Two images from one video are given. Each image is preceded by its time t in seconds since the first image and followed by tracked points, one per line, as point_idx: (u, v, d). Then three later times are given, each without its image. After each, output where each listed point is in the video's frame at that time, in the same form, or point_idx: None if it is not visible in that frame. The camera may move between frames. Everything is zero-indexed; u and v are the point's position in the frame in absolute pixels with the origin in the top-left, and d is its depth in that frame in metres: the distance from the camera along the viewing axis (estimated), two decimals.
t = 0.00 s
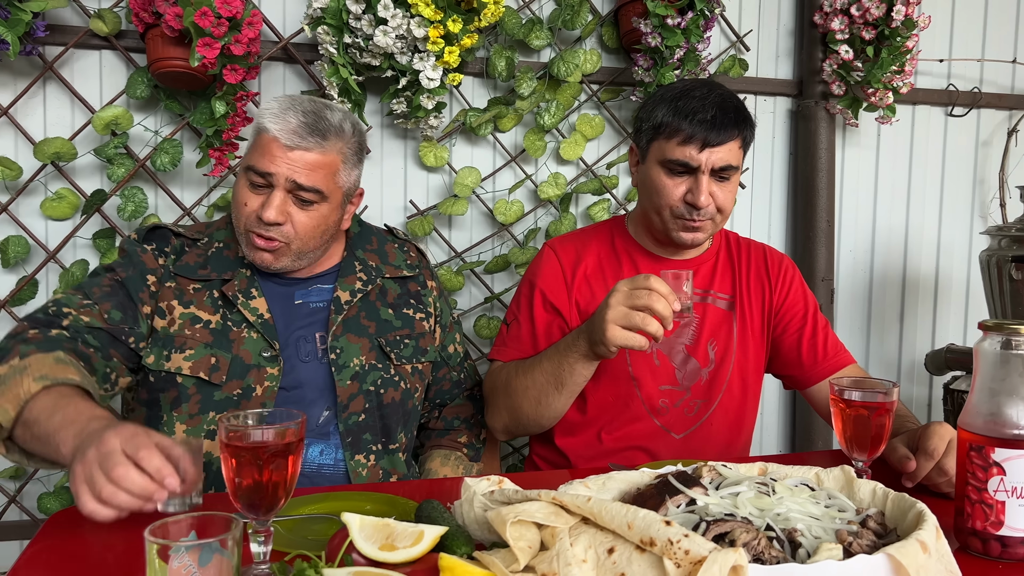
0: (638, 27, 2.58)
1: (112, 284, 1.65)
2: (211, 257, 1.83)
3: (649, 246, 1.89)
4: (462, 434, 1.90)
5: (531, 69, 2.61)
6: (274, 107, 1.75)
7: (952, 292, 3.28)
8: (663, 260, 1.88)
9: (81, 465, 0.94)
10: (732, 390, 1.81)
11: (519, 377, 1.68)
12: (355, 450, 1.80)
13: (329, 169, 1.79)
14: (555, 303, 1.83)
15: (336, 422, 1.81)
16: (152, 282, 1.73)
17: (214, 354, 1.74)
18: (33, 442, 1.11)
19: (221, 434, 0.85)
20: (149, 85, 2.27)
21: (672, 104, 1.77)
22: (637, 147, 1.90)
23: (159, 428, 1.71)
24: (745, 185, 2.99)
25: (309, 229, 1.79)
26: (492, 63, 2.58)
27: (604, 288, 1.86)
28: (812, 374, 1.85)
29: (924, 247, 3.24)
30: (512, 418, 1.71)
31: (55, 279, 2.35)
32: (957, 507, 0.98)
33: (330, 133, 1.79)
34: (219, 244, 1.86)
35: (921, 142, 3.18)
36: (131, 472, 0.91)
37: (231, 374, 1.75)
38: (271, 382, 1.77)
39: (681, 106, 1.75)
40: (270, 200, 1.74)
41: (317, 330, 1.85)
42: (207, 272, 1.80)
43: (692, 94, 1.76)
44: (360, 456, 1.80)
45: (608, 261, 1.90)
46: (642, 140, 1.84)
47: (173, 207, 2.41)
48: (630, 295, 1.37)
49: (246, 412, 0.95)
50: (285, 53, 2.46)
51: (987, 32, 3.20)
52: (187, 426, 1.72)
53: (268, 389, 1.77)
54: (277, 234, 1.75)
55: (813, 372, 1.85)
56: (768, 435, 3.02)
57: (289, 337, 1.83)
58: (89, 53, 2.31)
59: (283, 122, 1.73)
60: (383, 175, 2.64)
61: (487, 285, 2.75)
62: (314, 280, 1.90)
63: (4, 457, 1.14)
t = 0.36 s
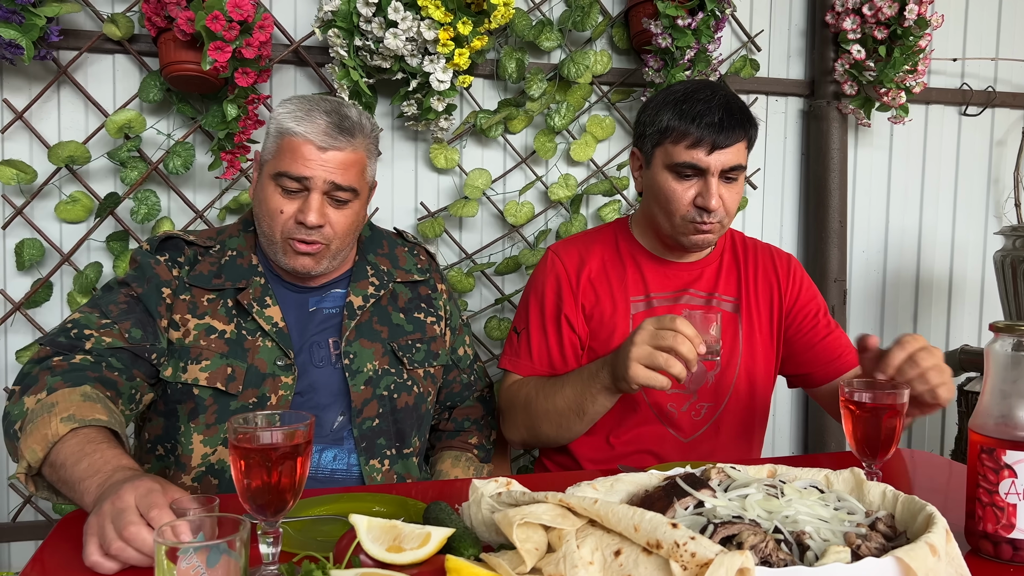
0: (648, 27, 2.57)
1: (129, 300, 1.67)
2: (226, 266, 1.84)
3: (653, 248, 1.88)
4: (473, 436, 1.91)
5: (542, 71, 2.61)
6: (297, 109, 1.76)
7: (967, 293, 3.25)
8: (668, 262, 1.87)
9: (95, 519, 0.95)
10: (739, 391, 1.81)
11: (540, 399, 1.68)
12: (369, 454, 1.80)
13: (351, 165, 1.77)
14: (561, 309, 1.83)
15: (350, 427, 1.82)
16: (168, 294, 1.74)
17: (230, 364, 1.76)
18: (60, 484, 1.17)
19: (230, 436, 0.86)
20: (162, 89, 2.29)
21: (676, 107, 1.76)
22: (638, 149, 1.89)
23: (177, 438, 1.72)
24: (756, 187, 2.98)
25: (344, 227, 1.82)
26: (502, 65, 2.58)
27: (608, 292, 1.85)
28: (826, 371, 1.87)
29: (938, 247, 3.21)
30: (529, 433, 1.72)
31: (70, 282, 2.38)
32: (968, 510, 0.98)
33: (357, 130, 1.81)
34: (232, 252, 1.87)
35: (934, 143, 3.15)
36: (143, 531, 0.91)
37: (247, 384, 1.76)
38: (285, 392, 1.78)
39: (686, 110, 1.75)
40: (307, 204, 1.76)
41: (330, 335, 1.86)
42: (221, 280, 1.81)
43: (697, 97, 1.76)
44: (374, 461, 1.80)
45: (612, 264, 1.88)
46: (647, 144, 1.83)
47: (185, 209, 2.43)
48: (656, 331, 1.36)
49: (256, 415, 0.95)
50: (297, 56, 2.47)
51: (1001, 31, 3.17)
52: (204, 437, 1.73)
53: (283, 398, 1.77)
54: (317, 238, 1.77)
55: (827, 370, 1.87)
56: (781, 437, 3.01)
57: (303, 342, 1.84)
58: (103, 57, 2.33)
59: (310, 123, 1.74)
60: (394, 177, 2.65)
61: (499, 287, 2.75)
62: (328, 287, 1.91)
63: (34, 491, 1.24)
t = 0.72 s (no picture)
0: (649, 27, 2.57)
1: (122, 309, 1.69)
2: (226, 266, 1.85)
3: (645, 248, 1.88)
4: (475, 437, 1.90)
5: (543, 71, 2.61)
6: (299, 112, 1.77)
7: (972, 292, 3.24)
8: (661, 262, 1.87)
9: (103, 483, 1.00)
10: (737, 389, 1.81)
11: (562, 412, 1.69)
12: (369, 453, 1.81)
13: (358, 164, 1.79)
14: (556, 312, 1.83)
15: (351, 426, 1.82)
16: (165, 296, 1.75)
17: (229, 362, 1.76)
18: (63, 474, 1.18)
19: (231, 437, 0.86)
20: (165, 92, 2.30)
21: (664, 109, 1.77)
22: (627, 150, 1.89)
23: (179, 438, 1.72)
24: (758, 187, 2.98)
25: (354, 225, 1.83)
26: (504, 66, 2.58)
27: (604, 293, 1.86)
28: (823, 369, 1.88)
29: (942, 246, 3.20)
30: (544, 444, 1.72)
31: (74, 284, 2.39)
32: (969, 508, 0.98)
33: (360, 129, 1.81)
34: (233, 253, 1.88)
35: (938, 141, 3.14)
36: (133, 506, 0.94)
37: (246, 381, 1.77)
38: (286, 389, 1.78)
39: (675, 111, 1.75)
40: (320, 206, 1.77)
41: (331, 335, 1.87)
42: (221, 281, 1.82)
43: (685, 97, 1.76)
44: (374, 460, 1.81)
45: (606, 266, 1.89)
46: (636, 148, 1.83)
47: (189, 212, 2.44)
48: (697, 348, 1.42)
49: (257, 415, 0.95)
50: (299, 58, 2.48)
51: (1005, 28, 3.16)
52: (204, 436, 1.74)
53: (282, 396, 1.78)
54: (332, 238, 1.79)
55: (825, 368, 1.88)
56: (786, 437, 3.00)
57: (304, 342, 1.84)
58: (106, 61, 2.34)
59: (316, 125, 1.75)
60: (396, 178, 2.65)
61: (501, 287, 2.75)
62: (329, 287, 1.92)
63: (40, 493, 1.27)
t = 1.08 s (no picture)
0: (648, 25, 2.57)
1: (121, 313, 1.72)
2: (225, 266, 1.85)
3: (639, 247, 1.88)
4: (474, 436, 1.90)
5: (542, 70, 2.61)
6: (296, 113, 1.77)
7: (973, 288, 3.24)
8: (653, 259, 1.87)
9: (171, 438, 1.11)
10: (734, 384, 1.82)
11: (553, 413, 1.70)
12: (368, 452, 1.81)
13: (358, 161, 1.79)
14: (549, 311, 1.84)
15: (350, 424, 1.82)
16: (162, 299, 1.76)
17: (228, 361, 1.77)
18: (102, 454, 1.38)
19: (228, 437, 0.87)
20: (164, 93, 2.30)
21: (653, 105, 1.77)
22: (616, 150, 1.90)
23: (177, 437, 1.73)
24: (758, 184, 2.97)
25: (358, 221, 1.83)
26: (503, 65, 2.58)
27: (597, 292, 1.86)
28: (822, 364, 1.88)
29: (943, 242, 3.19)
30: (536, 443, 1.73)
31: (74, 286, 2.39)
32: (968, 504, 0.97)
33: (357, 127, 1.81)
34: (232, 253, 1.88)
35: (938, 137, 3.14)
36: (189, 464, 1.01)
37: (244, 380, 1.77)
38: (284, 388, 1.78)
39: (664, 107, 1.75)
40: (324, 206, 1.78)
41: (329, 334, 1.87)
42: (220, 282, 1.82)
43: (674, 94, 1.76)
44: (373, 458, 1.81)
45: (600, 265, 1.89)
46: (626, 145, 1.83)
47: (188, 213, 2.44)
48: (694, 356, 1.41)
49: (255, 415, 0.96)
50: (297, 59, 2.48)
51: (1005, 24, 3.15)
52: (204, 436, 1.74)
53: (281, 395, 1.78)
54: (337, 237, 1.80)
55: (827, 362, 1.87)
56: (789, 435, 3.00)
57: (302, 341, 1.84)
58: (105, 63, 2.34)
59: (314, 125, 1.75)
60: (395, 178, 2.65)
61: (501, 286, 2.75)
62: (327, 287, 1.92)
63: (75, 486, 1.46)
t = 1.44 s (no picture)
0: (647, 24, 2.56)
1: (114, 323, 1.72)
2: (224, 267, 1.85)
3: (632, 247, 1.88)
4: (473, 436, 1.90)
5: (541, 69, 2.61)
6: (296, 117, 1.77)
7: (973, 286, 3.23)
8: (645, 259, 1.87)
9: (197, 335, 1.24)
10: (727, 382, 1.81)
11: (510, 428, 1.65)
12: (367, 450, 1.81)
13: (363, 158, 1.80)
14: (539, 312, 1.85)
15: (348, 424, 1.83)
16: (157, 304, 1.76)
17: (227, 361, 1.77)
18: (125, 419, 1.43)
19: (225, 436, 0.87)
20: (162, 93, 2.30)
21: (644, 105, 1.77)
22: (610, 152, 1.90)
23: (177, 437, 1.73)
24: (757, 182, 2.97)
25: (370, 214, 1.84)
26: (502, 64, 2.58)
27: (588, 293, 1.86)
28: (823, 361, 1.86)
29: (943, 240, 3.19)
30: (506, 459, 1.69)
31: (74, 287, 2.39)
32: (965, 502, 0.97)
33: (356, 124, 1.82)
34: (230, 254, 1.88)
35: (938, 134, 3.13)
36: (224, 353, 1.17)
37: (245, 381, 1.78)
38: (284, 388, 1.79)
39: (655, 105, 1.76)
40: (338, 204, 1.79)
41: (328, 334, 1.87)
42: (217, 283, 1.83)
43: (664, 92, 1.76)
44: (372, 457, 1.81)
45: (591, 265, 1.89)
46: (619, 145, 1.84)
47: (187, 213, 2.44)
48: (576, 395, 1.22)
49: (251, 414, 0.96)
50: (296, 58, 2.48)
51: (1005, 21, 3.14)
52: (204, 436, 1.74)
53: (280, 395, 1.79)
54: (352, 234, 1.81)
55: (826, 358, 1.86)
56: (789, 433, 3.00)
57: (300, 341, 1.84)
58: (104, 63, 2.34)
59: (320, 128, 1.75)
60: (394, 177, 2.65)
61: (501, 285, 2.75)
62: (326, 287, 1.92)
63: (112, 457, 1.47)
